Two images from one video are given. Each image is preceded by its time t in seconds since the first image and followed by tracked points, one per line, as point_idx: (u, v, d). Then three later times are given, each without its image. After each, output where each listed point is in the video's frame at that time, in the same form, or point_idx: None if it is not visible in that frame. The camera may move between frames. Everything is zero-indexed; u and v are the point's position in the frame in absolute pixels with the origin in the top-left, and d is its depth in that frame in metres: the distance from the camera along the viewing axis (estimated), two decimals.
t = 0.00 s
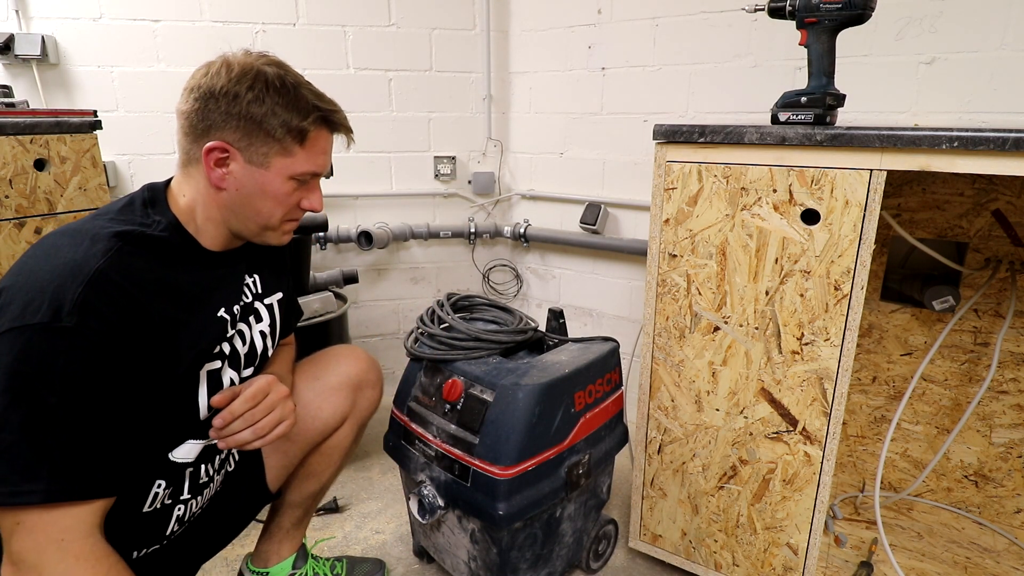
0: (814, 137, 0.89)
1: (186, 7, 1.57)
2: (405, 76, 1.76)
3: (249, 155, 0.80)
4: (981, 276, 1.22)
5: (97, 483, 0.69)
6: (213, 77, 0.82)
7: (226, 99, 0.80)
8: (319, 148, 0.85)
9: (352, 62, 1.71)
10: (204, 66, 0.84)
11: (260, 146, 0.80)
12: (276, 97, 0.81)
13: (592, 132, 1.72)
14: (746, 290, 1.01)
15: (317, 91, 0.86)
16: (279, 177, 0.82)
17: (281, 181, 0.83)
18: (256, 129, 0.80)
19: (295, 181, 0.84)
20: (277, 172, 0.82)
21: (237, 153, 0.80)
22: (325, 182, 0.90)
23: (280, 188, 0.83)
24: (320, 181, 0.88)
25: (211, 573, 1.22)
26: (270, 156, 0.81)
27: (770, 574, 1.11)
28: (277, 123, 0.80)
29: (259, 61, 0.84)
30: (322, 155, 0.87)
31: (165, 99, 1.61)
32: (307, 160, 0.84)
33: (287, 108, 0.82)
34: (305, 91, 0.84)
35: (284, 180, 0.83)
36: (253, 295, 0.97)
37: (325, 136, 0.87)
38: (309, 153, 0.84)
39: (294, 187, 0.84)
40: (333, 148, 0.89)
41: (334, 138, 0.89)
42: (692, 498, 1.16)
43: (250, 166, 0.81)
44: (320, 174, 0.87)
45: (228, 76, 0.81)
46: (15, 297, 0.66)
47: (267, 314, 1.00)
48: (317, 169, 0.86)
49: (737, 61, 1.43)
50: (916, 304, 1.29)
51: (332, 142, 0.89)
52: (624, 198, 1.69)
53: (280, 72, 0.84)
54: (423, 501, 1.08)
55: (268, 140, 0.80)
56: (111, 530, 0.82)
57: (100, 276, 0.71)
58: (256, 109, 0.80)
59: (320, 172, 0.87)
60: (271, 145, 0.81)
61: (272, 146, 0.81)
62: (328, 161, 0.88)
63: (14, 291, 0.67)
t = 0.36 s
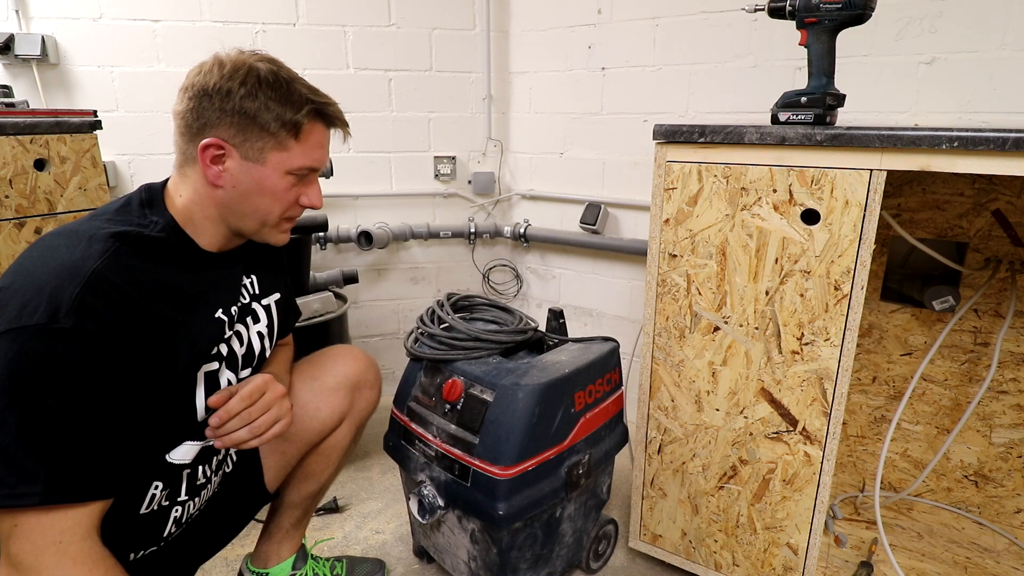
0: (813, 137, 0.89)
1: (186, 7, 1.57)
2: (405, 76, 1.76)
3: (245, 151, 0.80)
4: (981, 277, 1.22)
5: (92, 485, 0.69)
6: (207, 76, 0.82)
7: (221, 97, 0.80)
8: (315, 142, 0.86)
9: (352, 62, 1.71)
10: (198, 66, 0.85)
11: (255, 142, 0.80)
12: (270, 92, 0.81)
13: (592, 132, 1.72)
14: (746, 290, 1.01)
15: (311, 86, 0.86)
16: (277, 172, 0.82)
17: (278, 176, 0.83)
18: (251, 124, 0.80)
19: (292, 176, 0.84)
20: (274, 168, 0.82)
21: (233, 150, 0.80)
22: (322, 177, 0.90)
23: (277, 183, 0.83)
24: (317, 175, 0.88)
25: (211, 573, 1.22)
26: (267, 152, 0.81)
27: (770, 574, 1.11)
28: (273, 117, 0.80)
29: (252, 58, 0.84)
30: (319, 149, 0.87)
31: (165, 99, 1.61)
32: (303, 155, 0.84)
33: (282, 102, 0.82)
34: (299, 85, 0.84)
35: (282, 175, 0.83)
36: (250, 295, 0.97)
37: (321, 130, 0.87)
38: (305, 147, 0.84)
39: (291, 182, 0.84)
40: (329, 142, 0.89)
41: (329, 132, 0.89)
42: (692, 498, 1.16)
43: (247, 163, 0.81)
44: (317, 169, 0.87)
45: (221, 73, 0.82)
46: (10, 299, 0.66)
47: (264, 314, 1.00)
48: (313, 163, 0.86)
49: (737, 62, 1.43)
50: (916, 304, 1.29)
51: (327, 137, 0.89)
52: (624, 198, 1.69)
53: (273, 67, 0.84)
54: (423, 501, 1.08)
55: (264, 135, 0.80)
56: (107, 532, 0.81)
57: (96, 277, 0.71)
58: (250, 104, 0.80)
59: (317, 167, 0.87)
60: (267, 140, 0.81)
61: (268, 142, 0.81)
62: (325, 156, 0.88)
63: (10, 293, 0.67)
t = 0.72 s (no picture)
0: (813, 137, 0.89)
1: (186, 7, 1.57)
2: (405, 76, 1.76)
3: (242, 152, 0.81)
4: (981, 277, 1.22)
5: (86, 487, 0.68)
6: (215, 79, 0.83)
7: (224, 99, 0.81)
8: (315, 150, 0.85)
9: (352, 62, 1.71)
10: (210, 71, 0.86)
11: (252, 144, 0.80)
12: (272, 97, 0.82)
13: (592, 132, 1.72)
14: (746, 290, 1.01)
15: (317, 94, 0.86)
16: (272, 176, 0.82)
17: (274, 180, 0.82)
18: (249, 126, 0.80)
19: (288, 181, 0.84)
20: (270, 171, 0.82)
21: (230, 150, 0.80)
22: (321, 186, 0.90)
23: (272, 187, 0.83)
24: (316, 183, 0.87)
25: (211, 572, 1.22)
26: (263, 155, 0.81)
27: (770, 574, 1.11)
28: (271, 121, 0.80)
29: (261, 64, 0.85)
30: (318, 157, 0.86)
31: (165, 99, 1.62)
32: (301, 160, 0.84)
33: (283, 106, 0.82)
34: (302, 92, 0.84)
35: (277, 179, 0.83)
36: (248, 296, 0.97)
37: (323, 139, 0.87)
38: (304, 153, 0.84)
39: (287, 187, 0.84)
40: (331, 151, 0.89)
41: (332, 141, 0.88)
42: (692, 498, 1.16)
43: (243, 164, 0.81)
44: (316, 176, 0.87)
45: (228, 77, 0.83)
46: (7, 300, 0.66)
47: (262, 315, 1.00)
48: (311, 170, 0.85)
49: (737, 62, 1.43)
50: (916, 304, 1.29)
51: (330, 146, 0.88)
52: (624, 198, 1.69)
53: (280, 74, 0.85)
54: (423, 501, 1.08)
55: (261, 137, 0.80)
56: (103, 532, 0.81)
57: (93, 278, 0.71)
58: (250, 107, 0.80)
59: (316, 174, 0.86)
60: (265, 144, 0.81)
61: (266, 145, 0.81)
62: (325, 164, 0.88)
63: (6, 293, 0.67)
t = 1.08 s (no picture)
0: (813, 137, 0.89)
1: (186, 7, 1.57)
2: (405, 76, 1.76)
3: (253, 148, 0.81)
4: (981, 276, 1.22)
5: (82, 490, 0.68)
6: (229, 76, 0.84)
7: (237, 96, 0.82)
8: (324, 152, 0.87)
9: (352, 62, 1.71)
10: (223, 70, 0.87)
11: (265, 140, 0.81)
12: (286, 97, 0.83)
13: (592, 132, 1.72)
14: (746, 290, 1.01)
15: (329, 100, 0.88)
16: (281, 173, 0.83)
17: (282, 177, 0.83)
18: (263, 123, 0.81)
19: (296, 180, 0.84)
20: (279, 169, 0.82)
21: (242, 146, 0.81)
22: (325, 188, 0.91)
23: (280, 184, 0.83)
24: (321, 184, 0.89)
25: (211, 573, 1.22)
26: (275, 152, 0.82)
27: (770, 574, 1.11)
28: (285, 121, 0.82)
29: (276, 67, 0.87)
30: (327, 158, 0.88)
31: (165, 100, 1.62)
32: (311, 161, 0.85)
33: (297, 107, 0.84)
34: (316, 95, 0.87)
35: (286, 177, 0.83)
36: (248, 295, 0.97)
37: (332, 143, 0.89)
38: (314, 154, 0.85)
39: (294, 186, 0.85)
40: (337, 155, 0.90)
41: (339, 144, 0.90)
42: (692, 498, 1.16)
43: (254, 160, 0.81)
44: (322, 178, 0.88)
45: (244, 75, 0.84)
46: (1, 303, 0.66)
47: (261, 314, 1.00)
48: (319, 171, 0.86)
49: (737, 62, 1.43)
50: (916, 304, 1.29)
51: (337, 151, 0.90)
52: (624, 198, 1.69)
53: (293, 77, 0.86)
54: (423, 501, 1.08)
55: (274, 134, 0.82)
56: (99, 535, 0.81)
57: (87, 280, 0.71)
58: (264, 105, 0.81)
59: (322, 176, 0.88)
60: (277, 142, 0.82)
61: (278, 143, 0.82)
62: (331, 167, 0.89)
63: None
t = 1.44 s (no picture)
0: (813, 137, 0.89)
1: (186, 7, 1.57)
2: (405, 76, 1.76)
3: (262, 152, 0.81)
4: (981, 276, 1.22)
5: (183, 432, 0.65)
6: (240, 82, 0.84)
7: (248, 100, 0.82)
8: (329, 159, 0.88)
9: (352, 62, 1.71)
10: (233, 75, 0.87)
11: (274, 144, 0.81)
12: (297, 105, 0.84)
13: (592, 132, 1.72)
14: (746, 290, 1.01)
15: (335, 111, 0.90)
16: (288, 178, 0.83)
17: (289, 182, 0.83)
18: (273, 127, 0.81)
19: (301, 185, 0.85)
20: (287, 173, 0.82)
21: (250, 149, 0.80)
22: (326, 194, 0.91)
23: (286, 188, 0.83)
24: (324, 190, 0.89)
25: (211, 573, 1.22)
26: (284, 157, 0.82)
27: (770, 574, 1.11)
28: (296, 128, 0.82)
29: (286, 76, 0.88)
30: (329, 166, 0.89)
31: (165, 99, 1.62)
32: (317, 167, 0.85)
33: (306, 115, 0.84)
34: (325, 105, 0.87)
35: (293, 182, 0.83)
36: (246, 294, 0.97)
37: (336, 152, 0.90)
38: (320, 161, 0.86)
39: (299, 191, 0.85)
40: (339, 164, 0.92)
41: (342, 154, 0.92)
42: (692, 498, 1.16)
43: (261, 163, 0.81)
44: (325, 185, 0.89)
45: (255, 81, 0.84)
46: (23, 295, 0.63)
47: (258, 313, 1.00)
48: (323, 177, 0.87)
49: (738, 61, 1.43)
50: (916, 304, 1.29)
51: (340, 160, 0.91)
52: (624, 198, 1.69)
53: (303, 87, 0.87)
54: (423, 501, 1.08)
55: (284, 139, 0.81)
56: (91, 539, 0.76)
57: (109, 267, 0.69)
58: (276, 111, 0.82)
59: (325, 182, 0.88)
60: (286, 147, 0.82)
61: (287, 148, 0.82)
62: (333, 174, 0.90)
63: (17, 290, 0.64)
